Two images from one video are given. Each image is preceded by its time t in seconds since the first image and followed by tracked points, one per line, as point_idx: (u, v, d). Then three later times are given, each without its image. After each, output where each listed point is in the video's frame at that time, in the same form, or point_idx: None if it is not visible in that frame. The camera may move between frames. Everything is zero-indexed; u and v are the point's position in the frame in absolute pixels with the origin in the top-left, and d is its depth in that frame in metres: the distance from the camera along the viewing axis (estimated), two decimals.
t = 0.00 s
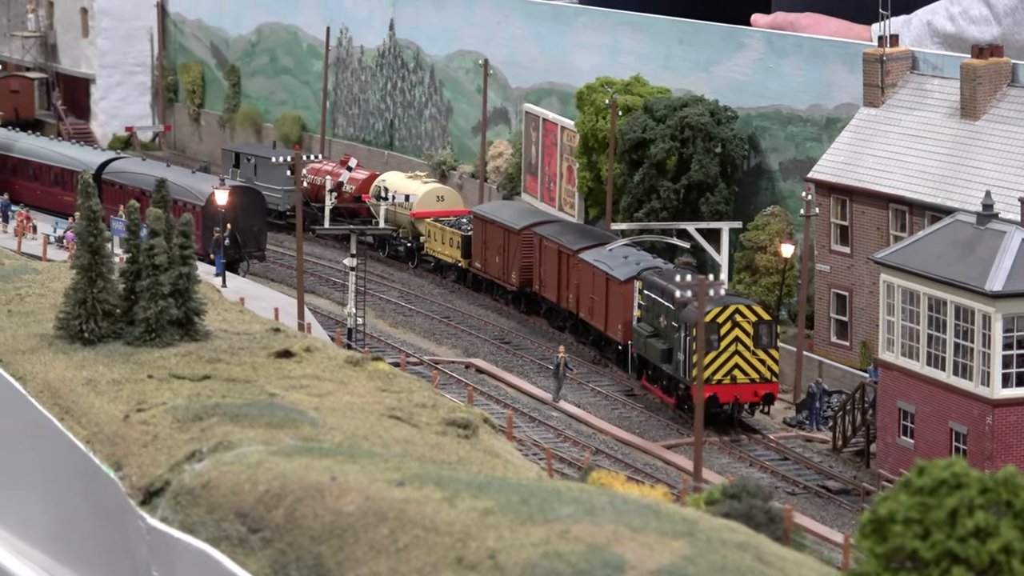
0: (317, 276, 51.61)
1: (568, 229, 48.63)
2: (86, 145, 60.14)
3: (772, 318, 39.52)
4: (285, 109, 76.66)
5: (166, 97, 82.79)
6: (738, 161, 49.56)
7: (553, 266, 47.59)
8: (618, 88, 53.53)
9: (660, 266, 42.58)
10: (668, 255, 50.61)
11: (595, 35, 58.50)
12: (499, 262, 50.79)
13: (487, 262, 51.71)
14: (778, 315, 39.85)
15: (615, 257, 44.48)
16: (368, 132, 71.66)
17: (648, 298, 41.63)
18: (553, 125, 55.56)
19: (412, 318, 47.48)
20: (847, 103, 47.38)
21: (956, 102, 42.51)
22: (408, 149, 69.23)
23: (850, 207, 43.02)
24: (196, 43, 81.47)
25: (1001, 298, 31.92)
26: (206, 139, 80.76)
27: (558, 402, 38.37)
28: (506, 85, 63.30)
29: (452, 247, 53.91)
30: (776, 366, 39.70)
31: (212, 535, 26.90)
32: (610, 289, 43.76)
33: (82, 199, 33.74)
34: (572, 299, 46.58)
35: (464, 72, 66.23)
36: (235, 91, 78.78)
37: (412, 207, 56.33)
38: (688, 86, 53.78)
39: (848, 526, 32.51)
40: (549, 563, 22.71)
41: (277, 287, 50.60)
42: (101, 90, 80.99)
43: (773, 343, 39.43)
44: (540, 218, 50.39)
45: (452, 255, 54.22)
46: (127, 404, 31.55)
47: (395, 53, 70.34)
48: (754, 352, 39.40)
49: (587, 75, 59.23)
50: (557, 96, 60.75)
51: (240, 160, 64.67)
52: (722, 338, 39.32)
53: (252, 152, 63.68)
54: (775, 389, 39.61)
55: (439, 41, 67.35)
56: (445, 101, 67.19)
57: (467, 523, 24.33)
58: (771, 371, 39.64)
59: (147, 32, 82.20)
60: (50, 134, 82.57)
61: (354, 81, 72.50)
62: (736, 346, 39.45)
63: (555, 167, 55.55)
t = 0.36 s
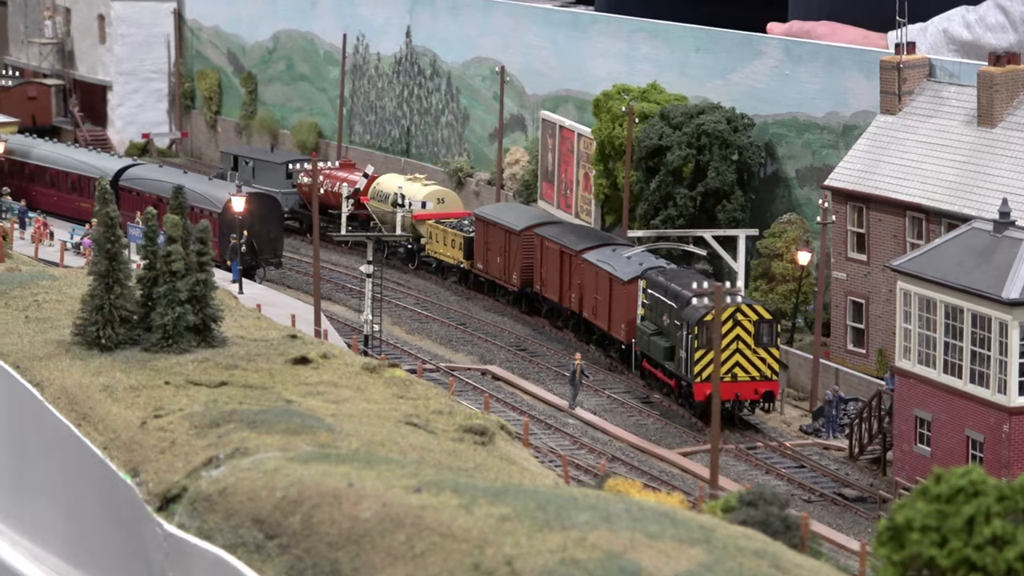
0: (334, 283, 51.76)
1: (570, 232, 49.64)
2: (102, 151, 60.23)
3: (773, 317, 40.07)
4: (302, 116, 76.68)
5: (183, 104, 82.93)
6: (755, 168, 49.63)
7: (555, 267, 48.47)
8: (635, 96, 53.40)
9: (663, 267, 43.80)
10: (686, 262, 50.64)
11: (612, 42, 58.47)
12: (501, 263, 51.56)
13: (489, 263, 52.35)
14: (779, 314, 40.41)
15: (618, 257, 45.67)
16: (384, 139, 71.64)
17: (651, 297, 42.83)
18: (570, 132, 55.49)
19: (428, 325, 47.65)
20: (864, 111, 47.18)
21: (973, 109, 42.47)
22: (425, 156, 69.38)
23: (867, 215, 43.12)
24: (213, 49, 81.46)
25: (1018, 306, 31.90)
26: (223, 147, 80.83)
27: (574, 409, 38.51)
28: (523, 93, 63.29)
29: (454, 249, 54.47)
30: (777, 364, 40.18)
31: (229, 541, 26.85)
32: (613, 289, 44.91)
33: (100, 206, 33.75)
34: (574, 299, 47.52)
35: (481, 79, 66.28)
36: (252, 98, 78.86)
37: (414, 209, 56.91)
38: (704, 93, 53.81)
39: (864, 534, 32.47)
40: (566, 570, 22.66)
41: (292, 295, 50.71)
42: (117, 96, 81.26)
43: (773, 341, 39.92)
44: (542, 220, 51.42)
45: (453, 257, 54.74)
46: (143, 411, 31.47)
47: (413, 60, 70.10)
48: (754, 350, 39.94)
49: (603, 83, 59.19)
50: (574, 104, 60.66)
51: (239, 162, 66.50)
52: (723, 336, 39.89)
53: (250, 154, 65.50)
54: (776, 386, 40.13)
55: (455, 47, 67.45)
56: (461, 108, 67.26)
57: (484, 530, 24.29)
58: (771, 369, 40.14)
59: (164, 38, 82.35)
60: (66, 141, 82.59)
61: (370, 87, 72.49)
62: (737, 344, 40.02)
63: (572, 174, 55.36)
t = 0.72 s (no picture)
0: (351, 290, 51.88)
1: (573, 233, 50.63)
2: (119, 159, 60.27)
3: (775, 318, 40.89)
4: (319, 124, 76.77)
5: (201, 111, 82.82)
6: (773, 177, 49.69)
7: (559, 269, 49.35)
8: (653, 104, 53.59)
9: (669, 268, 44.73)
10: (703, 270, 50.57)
11: (630, 50, 58.45)
12: (504, 265, 52.45)
13: (493, 265, 53.16)
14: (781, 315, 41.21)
15: (622, 258, 46.66)
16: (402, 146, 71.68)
17: (657, 298, 43.79)
18: (587, 140, 55.30)
19: (446, 333, 47.76)
20: (882, 120, 47.21)
21: (992, 118, 42.44)
22: (443, 163, 69.56)
23: (885, 224, 43.10)
24: (230, 57, 81.59)
25: None
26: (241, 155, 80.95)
27: (593, 417, 38.59)
28: (540, 100, 63.35)
29: (459, 252, 55.15)
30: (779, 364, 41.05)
31: (247, 549, 26.78)
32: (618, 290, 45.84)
33: (119, 213, 33.84)
34: (578, 301, 48.43)
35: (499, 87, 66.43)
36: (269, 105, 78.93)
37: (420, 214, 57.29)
38: (722, 102, 53.88)
39: (883, 543, 32.39)
40: None
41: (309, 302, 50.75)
42: (135, 104, 80.85)
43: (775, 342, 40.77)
44: (544, 222, 52.36)
45: (458, 260, 55.35)
46: (161, 418, 31.36)
47: (430, 68, 70.39)
48: (757, 349, 40.75)
49: (621, 90, 59.18)
50: (591, 111, 60.69)
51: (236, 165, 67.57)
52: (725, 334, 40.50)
53: (248, 158, 66.72)
54: (777, 386, 40.95)
55: (473, 54, 67.51)
56: (479, 116, 67.42)
57: (502, 539, 24.27)
58: (774, 369, 40.98)
59: (182, 46, 82.23)
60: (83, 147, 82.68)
61: (388, 95, 72.62)
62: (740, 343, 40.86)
63: (589, 182, 55.21)
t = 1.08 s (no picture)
0: (367, 298, 52.02)
1: (575, 235, 51.54)
2: (136, 165, 60.56)
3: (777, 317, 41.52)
4: (336, 131, 76.89)
5: (219, 118, 83.16)
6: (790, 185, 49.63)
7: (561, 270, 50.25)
8: (670, 112, 53.62)
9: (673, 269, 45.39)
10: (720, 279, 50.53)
11: (647, 58, 58.45)
12: (505, 266, 53.45)
13: (494, 267, 54.27)
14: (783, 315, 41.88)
15: (625, 260, 47.50)
16: (419, 154, 72.09)
17: (661, 298, 44.52)
18: (604, 148, 55.78)
19: (462, 341, 47.89)
20: (899, 128, 47.15)
21: (1010, 127, 42.40)
22: (459, 171, 69.90)
23: (902, 232, 43.08)
24: (247, 64, 81.52)
25: None
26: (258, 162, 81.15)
27: (609, 425, 38.70)
28: (557, 109, 63.38)
29: (460, 254, 56.51)
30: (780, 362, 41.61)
31: (264, 555, 26.75)
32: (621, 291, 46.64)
33: (136, 220, 33.82)
34: (579, 301, 49.29)
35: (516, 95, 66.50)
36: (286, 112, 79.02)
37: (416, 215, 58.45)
38: (740, 111, 53.90)
39: (901, 552, 32.32)
40: None
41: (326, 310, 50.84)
42: (152, 110, 81.82)
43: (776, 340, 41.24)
44: (545, 224, 53.33)
45: (459, 261, 56.73)
46: (178, 424, 31.33)
47: (447, 75, 70.35)
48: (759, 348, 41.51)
49: (638, 98, 59.17)
50: (608, 119, 60.70)
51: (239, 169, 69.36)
52: (728, 334, 41.42)
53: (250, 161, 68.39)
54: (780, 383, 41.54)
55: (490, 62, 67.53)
56: (496, 124, 67.55)
57: (519, 546, 24.19)
58: (776, 367, 41.55)
59: (199, 53, 82.41)
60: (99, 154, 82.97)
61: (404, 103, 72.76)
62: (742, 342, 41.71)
63: (606, 189, 55.50)
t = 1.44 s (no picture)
0: (387, 305, 52.20)
1: (581, 237, 52.29)
2: (155, 173, 60.73)
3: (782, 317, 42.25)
4: (356, 139, 77.01)
5: (238, 125, 83.25)
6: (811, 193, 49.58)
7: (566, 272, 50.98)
8: (691, 120, 53.64)
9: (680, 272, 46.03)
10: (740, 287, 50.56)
11: (667, 66, 58.53)
12: (510, 269, 54.18)
13: (499, 269, 55.07)
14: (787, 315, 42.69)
15: (631, 261, 48.19)
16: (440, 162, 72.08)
17: (669, 299, 45.16)
18: (625, 156, 55.69)
19: (482, 348, 48.05)
20: (919, 137, 47.17)
21: None
22: (480, 178, 70.05)
23: (922, 240, 43.16)
24: (268, 72, 81.62)
25: None
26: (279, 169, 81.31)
27: (629, 433, 38.98)
28: (578, 117, 63.45)
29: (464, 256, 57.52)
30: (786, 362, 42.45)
31: (284, 563, 26.59)
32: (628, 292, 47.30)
33: (157, 228, 33.84)
34: (585, 302, 49.98)
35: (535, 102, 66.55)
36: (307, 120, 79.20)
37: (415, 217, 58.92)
38: (761, 118, 53.94)
39: (921, 561, 32.27)
40: None
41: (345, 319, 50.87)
42: (172, 118, 81.56)
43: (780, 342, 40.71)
44: (549, 227, 53.94)
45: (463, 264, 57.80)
46: (199, 432, 31.32)
47: (468, 83, 70.47)
48: (764, 347, 42.29)
49: (658, 106, 59.20)
50: (628, 127, 60.71)
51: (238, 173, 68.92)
52: (734, 334, 42.18)
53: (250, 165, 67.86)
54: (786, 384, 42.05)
55: (510, 70, 67.73)
56: (517, 131, 67.65)
57: (540, 554, 24.08)
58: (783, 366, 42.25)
59: (219, 61, 82.62)
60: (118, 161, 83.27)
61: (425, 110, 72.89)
62: (748, 342, 42.41)
63: (626, 197, 55.52)
